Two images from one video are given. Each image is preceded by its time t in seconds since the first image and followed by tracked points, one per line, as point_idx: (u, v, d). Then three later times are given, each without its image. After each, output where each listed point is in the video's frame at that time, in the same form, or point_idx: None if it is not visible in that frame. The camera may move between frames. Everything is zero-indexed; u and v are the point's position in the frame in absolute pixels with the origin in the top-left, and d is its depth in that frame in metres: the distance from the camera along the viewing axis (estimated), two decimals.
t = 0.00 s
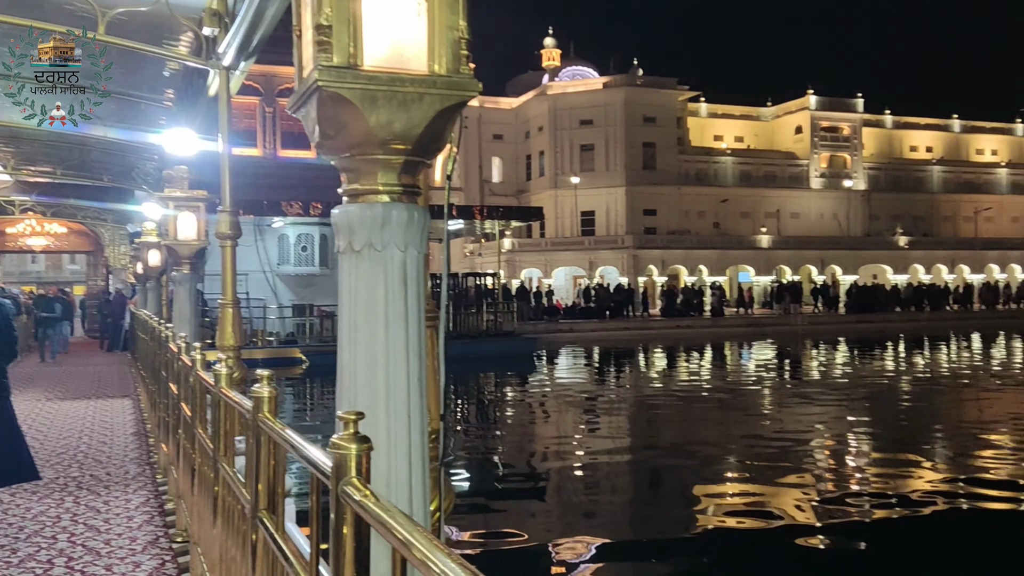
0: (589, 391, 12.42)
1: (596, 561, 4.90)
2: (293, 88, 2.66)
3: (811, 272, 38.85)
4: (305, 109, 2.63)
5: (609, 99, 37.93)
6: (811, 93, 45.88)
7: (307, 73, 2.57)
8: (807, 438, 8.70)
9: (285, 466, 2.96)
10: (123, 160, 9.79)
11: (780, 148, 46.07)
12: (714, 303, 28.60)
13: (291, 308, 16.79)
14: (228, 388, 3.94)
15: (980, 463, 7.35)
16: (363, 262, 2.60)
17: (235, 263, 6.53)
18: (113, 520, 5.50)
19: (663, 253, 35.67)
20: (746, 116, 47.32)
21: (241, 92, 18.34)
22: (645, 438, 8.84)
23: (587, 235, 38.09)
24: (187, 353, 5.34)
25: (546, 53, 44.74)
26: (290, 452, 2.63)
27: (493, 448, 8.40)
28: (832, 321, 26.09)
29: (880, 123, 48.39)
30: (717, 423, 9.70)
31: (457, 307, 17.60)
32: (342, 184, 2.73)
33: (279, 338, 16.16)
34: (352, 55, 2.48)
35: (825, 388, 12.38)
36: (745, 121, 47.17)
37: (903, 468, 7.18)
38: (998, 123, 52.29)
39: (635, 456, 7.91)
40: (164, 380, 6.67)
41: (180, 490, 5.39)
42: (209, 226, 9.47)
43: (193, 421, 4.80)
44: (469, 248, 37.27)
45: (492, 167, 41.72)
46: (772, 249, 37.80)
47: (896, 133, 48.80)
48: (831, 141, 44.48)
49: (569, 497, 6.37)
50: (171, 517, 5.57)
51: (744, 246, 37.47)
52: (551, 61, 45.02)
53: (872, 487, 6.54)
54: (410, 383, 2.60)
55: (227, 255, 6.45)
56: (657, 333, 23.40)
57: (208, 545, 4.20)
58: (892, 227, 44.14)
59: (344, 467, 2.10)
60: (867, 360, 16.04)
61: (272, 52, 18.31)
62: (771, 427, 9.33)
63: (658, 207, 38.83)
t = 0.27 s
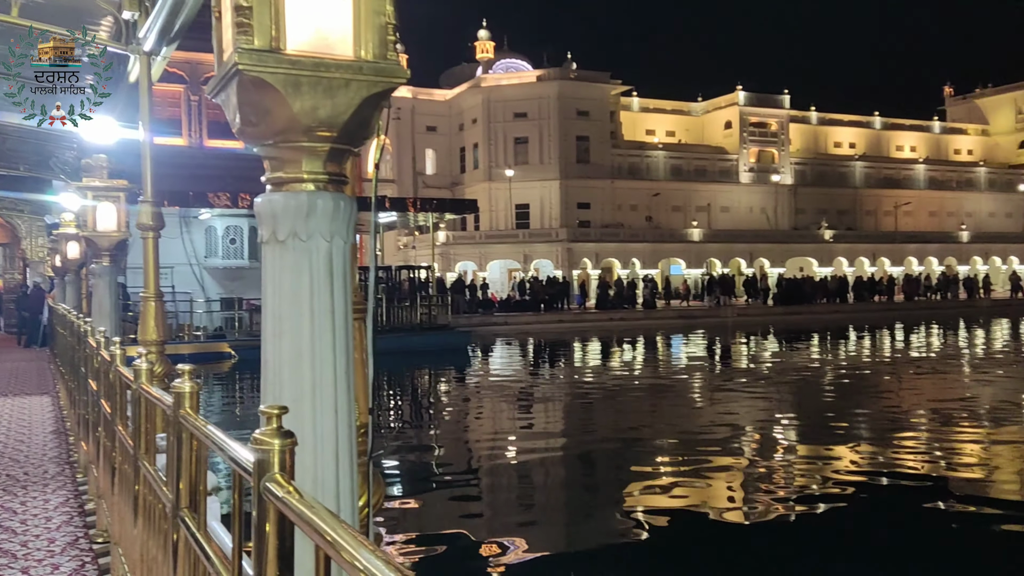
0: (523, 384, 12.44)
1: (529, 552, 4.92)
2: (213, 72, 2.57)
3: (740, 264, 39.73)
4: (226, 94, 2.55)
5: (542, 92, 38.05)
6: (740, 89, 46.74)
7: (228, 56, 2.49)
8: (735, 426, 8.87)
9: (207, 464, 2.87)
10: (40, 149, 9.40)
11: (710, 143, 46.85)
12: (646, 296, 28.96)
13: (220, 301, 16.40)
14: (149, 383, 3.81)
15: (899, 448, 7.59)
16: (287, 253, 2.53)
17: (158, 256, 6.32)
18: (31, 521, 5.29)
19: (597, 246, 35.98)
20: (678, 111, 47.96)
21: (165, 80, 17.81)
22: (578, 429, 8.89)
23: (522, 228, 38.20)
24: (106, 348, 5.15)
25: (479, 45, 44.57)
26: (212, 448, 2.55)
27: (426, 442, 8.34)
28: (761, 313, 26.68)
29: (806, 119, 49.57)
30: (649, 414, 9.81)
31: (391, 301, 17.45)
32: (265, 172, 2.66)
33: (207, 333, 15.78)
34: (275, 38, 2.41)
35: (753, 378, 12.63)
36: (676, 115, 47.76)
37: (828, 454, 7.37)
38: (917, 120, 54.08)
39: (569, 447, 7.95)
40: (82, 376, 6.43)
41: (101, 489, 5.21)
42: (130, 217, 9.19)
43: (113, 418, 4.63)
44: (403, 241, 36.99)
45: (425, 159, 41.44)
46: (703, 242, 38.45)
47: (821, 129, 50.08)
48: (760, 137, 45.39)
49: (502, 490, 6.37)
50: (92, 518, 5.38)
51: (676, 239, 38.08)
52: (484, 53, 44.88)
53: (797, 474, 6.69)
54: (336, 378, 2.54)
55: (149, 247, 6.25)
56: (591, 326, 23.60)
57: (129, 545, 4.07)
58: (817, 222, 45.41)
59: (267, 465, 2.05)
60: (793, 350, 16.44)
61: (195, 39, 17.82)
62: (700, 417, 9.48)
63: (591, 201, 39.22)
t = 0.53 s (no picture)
0: (459, 378, 12.40)
1: (466, 544, 4.91)
2: (133, 57, 2.48)
3: (672, 258, 40.30)
4: (148, 80, 2.46)
5: (475, 85, 37.95)
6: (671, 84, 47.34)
7: (148, 39, 2.40)
8: (668, 417, 8.99)
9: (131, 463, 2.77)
10: None
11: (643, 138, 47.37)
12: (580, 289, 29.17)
13: (145, 297, 15.90)
14: (70, 380, 3.67)
15: (825, 436, 7.80)
16: (214, 245, 2.46)
17: (79, 248, 6.10)
18: None
19: (531, 240, 36.10)
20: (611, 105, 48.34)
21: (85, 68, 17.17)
22: (513, 422, 8.91)
23: (456, 221, 38.09)
24: (23, 345, 4.93)
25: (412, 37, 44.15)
26: (136, 447, 2.47)
27: (360, 437, 8.25)
28: (692, 305, 27.13)
29: (735, 115, 50.51)
30: (584, 405, 9.87)
31: (324, 295, 17.19)
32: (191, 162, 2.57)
33: (132, 328, 15.31)
34: (199, 23, 2.32)
35: (686, 369, 12.82)
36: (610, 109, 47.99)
37: (756, 443, 7.54)
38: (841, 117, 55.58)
39: (504, 440, 7.96)
40: None
41: (19, 492, 5.01)
42: (49, 209, 8.82)
43: (32, 418, 4.45)
44: (335, 235, 36.53)
45: (358, 151, 40.94)
46: (636, 236, 38.91)
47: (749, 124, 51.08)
48: (691, 132, 46.05)
49: (438, 484, 6.34)
50: (11, 521, 5.17)
51: (609, 233, 38.42)
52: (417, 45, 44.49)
53: (728, 462, 6.82)
54: (267, 373, 2.47)
55: (69, 240, 6.02)
56: (526, 319, 23.69)
57: (50, 549, 3.92)
58: (746, 216, 46.45)
59: (194, 463, 1.99)
60: (723, 341, 16.74)
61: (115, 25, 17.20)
62: (633, 408, 9.58)
63: (525, 194, 39.34)
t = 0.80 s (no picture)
0: (397, 375, 12.29)
1: (408, 541, 4.88)
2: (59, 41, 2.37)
3: (609, 253, 40.60)
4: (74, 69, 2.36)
5: (412, 79, 37.66)
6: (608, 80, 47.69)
7: (76, 28, 2.32)
8: (607, 410, 9.06)
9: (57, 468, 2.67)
10: None
11: (580, 133, 47.62)
12: (519, 284, 29.24)
13: (70, 294, 15.30)
14: None
15: (759, 426, 7.97)
16: (146, 240, 2.37)
17: None
18: None
19: (469, 234, 36.03)
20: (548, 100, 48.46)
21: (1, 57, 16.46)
22: (453, 418, 8.87)
23: (393, 216, 37.81)
24: None
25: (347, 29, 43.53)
26: (63, 450, 2.37)
27: (298, 436, 8.10)
28: (629, 300, 27.43)
29: (671, 111, 51.13)
30: (523, 400, 9.89)
31: (259, 291, 16.85)
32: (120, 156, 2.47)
33: (56, 326, 14.75)
34: (128, 12, 2.25)
35: (624, 362, 12.94)
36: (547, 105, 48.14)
37: (694, 435, 7.66)
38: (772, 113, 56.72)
39: (444, 436, 7.91)
40: None
41: None
42: None
43: None
44: (270, 230, 35.87)
45: (292, 145, 40.23)
46: (574, 231, 39.11)
47: (685, 120, 51.76)
48: (627, 127, 46.45)
49: (379, 481, 6.28)
50: None
51: (547, 228, 38.50)
52: (353, 37, 43.88)
53: (666, 455, 6.91)
54: (203, 374, 2.40)
55: None
56: (465, 315, 23.63)
57: None
58: (681, 211, 47.18)
59: (127, 466, 1.93)
60: (660, 335, 16.91)
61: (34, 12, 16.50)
62: (573, 402, 9.63)
63: (463, 189, 39.30)
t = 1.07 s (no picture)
0: (338, 374, 12.15)
1: (349, 540, 4.81)
2: None
3: (552, 250, 40.74)
4: None
5: (352, 75, 37.26)
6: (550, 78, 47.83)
7: None
8: (551, 407, 9.08)
9: None
10: None
11: (522, 131, 47.67)
12: (462, 282, 29.14)
13: None
14: None
15: (699, 421, 8.07)
16: (71, 238, 2.28)
17: None
18: None
19: (411, 232, 35.82)
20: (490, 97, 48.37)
21: None
22: (396, 417, 8.78)
23: (334, 213, 37.39)
24: None
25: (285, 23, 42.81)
26: None
27: (237, 437, 7.95)
28: (572, 297, 27.59)
29: (612, 109, 51.52)
30: (467, 398, 9.86)
31: (196, 291, 16.49)
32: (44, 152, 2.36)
33: None
34: (52, 4, 2.17)
35: (567, 359, 12.99)
36: (489, 102, 47.73)
37: (634, 429, 7.72)
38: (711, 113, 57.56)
39: (386, 435, 7.83)
40: None
41: None
42: None
43: None
44: (207, 227, 35.12)
45: (229, 141, 39.47)
46: (516, 228, 39.15)
47: (626, 118, 52.19)
48: (569, 126, 46.65)
49: (321, 482, 6.19)
50: None
51: (490, 225, 38.45)
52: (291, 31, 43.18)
53: (609, 451, 6.95)
54: (131, 379, 2.32)
55: None
56: (407, 313, 23.50)
57: None
58: (623, 208, 47.65)
59: (50, 475, 1.85)
60: (603, 332, 17.00)
61: None
62: (516, 399, 9.62)
63: (405, 186, 39.11)
